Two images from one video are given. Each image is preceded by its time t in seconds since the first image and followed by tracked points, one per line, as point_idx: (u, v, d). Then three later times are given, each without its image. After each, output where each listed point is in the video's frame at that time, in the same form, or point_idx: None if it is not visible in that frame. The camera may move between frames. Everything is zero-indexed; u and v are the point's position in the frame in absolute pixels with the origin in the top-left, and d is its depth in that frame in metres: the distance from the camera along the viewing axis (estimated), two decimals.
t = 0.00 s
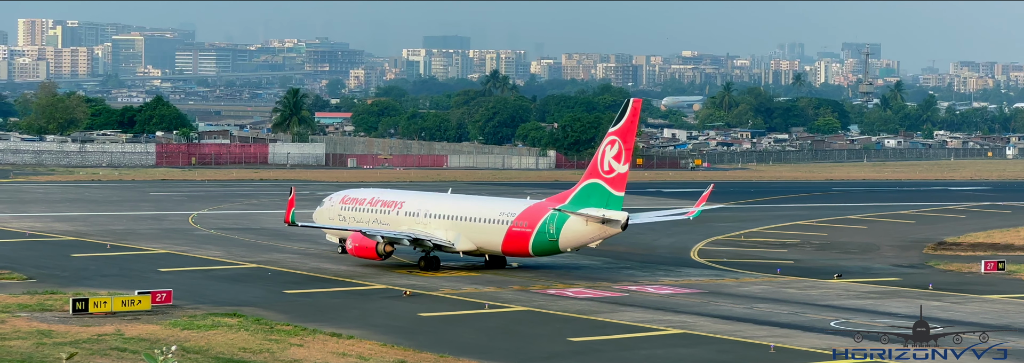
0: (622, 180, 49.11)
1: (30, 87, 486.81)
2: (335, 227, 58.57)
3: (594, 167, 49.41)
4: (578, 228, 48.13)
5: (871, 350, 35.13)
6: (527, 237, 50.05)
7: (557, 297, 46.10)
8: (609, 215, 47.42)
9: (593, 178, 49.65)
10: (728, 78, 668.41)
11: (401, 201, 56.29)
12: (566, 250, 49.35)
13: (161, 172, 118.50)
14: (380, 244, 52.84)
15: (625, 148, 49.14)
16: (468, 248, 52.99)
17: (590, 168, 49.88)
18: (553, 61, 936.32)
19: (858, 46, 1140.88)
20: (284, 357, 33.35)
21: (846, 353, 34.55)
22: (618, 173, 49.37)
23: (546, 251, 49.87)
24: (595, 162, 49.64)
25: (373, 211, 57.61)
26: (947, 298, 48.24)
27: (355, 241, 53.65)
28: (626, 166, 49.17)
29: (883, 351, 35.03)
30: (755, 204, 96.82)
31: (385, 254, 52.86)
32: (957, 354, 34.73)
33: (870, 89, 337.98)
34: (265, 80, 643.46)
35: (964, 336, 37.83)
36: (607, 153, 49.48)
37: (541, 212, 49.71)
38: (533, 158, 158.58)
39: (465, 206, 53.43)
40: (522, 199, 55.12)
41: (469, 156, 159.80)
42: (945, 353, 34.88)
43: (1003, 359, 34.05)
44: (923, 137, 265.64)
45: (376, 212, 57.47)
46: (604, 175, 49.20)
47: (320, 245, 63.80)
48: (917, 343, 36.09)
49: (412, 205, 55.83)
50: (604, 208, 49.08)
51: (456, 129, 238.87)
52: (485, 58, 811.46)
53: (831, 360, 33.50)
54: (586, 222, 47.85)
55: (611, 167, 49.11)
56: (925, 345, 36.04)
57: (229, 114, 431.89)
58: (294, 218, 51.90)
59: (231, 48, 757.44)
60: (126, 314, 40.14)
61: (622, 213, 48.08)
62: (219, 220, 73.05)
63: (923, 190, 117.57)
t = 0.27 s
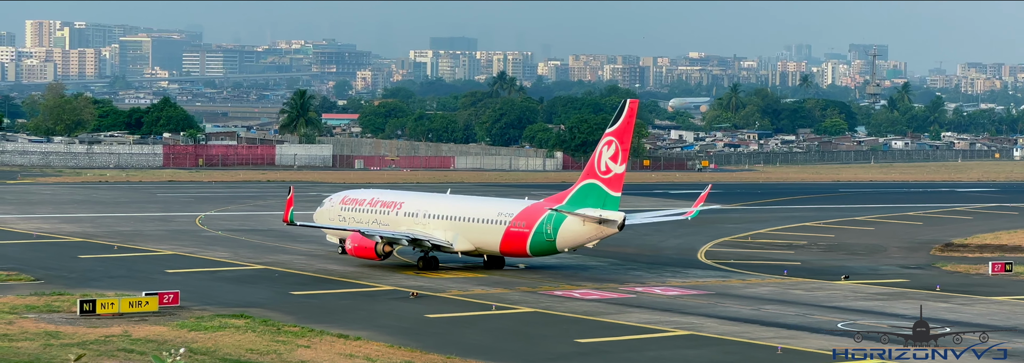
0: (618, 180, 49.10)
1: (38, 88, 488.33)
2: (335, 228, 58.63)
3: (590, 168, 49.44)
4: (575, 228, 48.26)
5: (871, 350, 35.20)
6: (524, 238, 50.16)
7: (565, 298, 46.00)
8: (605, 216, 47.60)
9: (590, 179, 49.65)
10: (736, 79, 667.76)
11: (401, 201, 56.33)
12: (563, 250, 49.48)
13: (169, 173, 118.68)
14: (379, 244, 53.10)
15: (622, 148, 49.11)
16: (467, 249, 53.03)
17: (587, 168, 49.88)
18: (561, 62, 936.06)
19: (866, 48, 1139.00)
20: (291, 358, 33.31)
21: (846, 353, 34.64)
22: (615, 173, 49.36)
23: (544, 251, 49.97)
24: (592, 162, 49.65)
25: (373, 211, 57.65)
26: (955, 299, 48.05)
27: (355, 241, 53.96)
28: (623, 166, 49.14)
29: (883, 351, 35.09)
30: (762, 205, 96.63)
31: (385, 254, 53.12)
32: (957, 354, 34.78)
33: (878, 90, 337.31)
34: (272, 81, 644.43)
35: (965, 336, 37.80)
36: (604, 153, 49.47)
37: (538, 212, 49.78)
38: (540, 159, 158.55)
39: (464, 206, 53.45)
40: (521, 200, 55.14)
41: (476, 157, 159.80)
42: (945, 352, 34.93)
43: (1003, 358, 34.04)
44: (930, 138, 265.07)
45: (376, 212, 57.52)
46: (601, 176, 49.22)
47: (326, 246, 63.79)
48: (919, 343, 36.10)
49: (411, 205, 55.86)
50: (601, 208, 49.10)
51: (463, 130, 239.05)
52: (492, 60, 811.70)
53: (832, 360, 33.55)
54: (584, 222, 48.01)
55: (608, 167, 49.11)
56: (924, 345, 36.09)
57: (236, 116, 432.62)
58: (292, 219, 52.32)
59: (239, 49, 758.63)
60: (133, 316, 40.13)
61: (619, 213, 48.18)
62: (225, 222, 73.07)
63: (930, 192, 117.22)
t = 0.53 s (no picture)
0: (615, 181, 49.03)
1: (45, 89, 489.16)
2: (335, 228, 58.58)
3: (587, 168, 49.38)
4: (572, 228, 48.27)
5: (871, 350, 35.31)
6: (522, 238, 50.19)
7: (571, 300, 45.89)
8: (601, 216, 47.57)
9: (586, 179, 49.58)
10: (743, 80, 666.78)
11: (400, 202, 56.25)
12: (561, 250, 49.50)
13: (176, 174, 118.60)
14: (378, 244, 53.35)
15: (618, 149, 49.01)
16: (465, 249, 52.99)
17: (584, 168, 49.80)
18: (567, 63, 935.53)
19: (873, 49, 1137.11)
20: (297, 359, 33.24)
21: (846, 353, 34.77)
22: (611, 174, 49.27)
23: (542, 251, 50.00)
24: (588, 163, 49.58)
25: (372, 212, 57.60)
26: (962, 300, 47.86)
27: (354, 241, 54.19)
28: (619, 167, 49.04)
29: (883, 351, 35.17)
30: (769, 207, 96.40)
31: (384, 254, 53.34)
32: (957, 354, 34.85)
33: (885, 92, 336.50)
34: (279, 82, 644.76)
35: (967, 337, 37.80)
36: (600, 153, 49.37)
37: (536, 213, 49.78)
38: (548, 161, 158.37)
39: (462, 206, 53.36)
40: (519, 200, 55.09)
41: (483, 159, 159.63)
42: (944, 352, 34.99)
43: (1003, 359, 34.08)
44: (938, 139, 264.36)
45: (375, 212, 57.46)
46: (598, 176, 49.14)
47: (333, 247, 63.74)
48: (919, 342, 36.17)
49: (410, 205, 55.79)
50: (598, 208, 49.06)
51: (470, 132, 238.94)
52: (499, 60, 811.44)
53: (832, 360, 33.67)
54: (580, 223, 48.00)
55: (605, 168, 49.04)
56: (924, 345, 36.16)
57: (243, 117, 432.88)
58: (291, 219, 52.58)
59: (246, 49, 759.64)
60: (140, 317, 40.08)
61: (615, 213, 48.13)
62: (232, 223, 73.03)
63: (938, 193, 116.84)
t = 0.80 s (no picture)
0: (609, 181, 49.10)
1: (49, 90, 489.74)
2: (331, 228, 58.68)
3: (581, 169, 49.43)
4: (566, 228, 48.25)
5: (871, 350, 35.40)
6: (516, 238, 50.19)
7: (575, 301, 45.82)
8: (595, 216, 47.55)
9: (580, 180, 49.63)
10: (747, 82, 666.37)
11: (396, 202, 56.35)
12: (554, 251, 49.48)
13: (180, 176, 118.69)
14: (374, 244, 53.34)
15: (612, 150, 49.16)
16: (460, 249, 53.04)
17: (578, 169, 49.87)
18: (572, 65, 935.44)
19: (877, 50, 1136.31)
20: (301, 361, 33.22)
21: (846, 353, 34.89)
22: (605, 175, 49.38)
23: (536, 251, 49.98)
24: (582, 164, 49.65)
25: (368, 212, 57.71)
26: (966, 302, 47.74)
27: (350, 241, 54.15)
28: (613, 168, 49.16)
29: (882, 351, 35.26)
30: (773, 208, 96.29)
31: (380, 254, 53.31)
32: (957, 354, 34.87)
33: (889, 93, 336.14)
34: (283, 84, 645.17)
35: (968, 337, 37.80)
36: (594, 155, 49.48)
37: (530, 213, 49.80)
38: (552, 162, 158.27)
39: (458, 206, 53.47)
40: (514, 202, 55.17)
41: (488, 160, 159.58)
42: (944, 352, 35.03)
43: (1003, 358, 34.09)
44: (942, 141, 264.05)
45: (371, 212, 57.56)
46: (592, 177, 49.22)
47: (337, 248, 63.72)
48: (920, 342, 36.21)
49: (406, 205, 55.90)
50: (592, 209, 49.08)
51: (474, 133, 238.97)
52: (503, 61, 811.61)
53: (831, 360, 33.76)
54: (574, 223, 47.99)
55: (599, 169, 49.13)
56: (923, 345, 36.21)
57: (247, 118, 433.06)
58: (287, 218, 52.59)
59: (250, 50, 760.02)
60: (145, 318, 40.09)
61: (609, 214, 48.13)
62: (237, 224, 73.04)
63: (943, 194, 116.64)
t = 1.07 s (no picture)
0: (602, 182, 49.08)
1: (52, 92, 490.01)
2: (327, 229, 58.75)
3: (574, 170, 49.43)
4: (559, 229, 48.23)
5: (871, 350, 35.51)
6: (510, 239, 50.17)
7: (578, 303, 45.76)
8: (588, 217, 47.54)
9: (573, 181, 49.64)
10: (750, 84, 665.43)
11: (392, 203, 56.41)
12: (548, 251, 49.44)
13: (184, 177, 118.62)
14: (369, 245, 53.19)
15: (605, 151, 49.23)
16: (455, 250, 53.02)
17: (571, 171, 49.90)
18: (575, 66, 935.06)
19: (880, 52, 1135.60)
20: None
21: (847, 353, 35.02)
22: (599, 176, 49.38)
23: (530, 252, 49.95)
24: (575, 165, 49.66)
25: (364, 213, 57.77)
26: (970, 304, 47.64)
27: (345, 242, 54.04)
28: (605, 169, 49.17)
29: (883, 351, 35.36)
30: (777, 210, 96.08)
31: (375, 255, 53.18)
32: (957, 354, 34.93)
33: (892, 95, 335.56)
34: (286, 85, 645.29)
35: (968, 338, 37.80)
36: (587, 156, 49.54)
37: (524, 214, 49.81)
38: (555, 164, 158.12)
39: (453, 207, 53.48)
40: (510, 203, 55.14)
41: (491, 162, 159.52)
42: (944, 353, 35.10)
43: (1003, 359, 34.13)
44: (945, 143, 263.52)
45: (367, 213, 57.63)
46: (584, 178, 49.20)
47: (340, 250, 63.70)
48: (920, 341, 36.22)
49: (401, 206, 55.96)
50: (585, 210, 49.06)
51: (477, 134, 238.85)
52: (506, 63, 811.48)
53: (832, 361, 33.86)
54: (568, 224, 47.96)
55: (592, 170, 49.14)
56: (924, 345, 36.28)
57: (250, 120, 432.94)
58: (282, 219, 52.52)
59: (254, 52, 760.69)
60: (148, 320, 40.11)
61: (602, 214, 48.10)
62: (240, 226, 73.04)
63: (946, 196, 116.38)
